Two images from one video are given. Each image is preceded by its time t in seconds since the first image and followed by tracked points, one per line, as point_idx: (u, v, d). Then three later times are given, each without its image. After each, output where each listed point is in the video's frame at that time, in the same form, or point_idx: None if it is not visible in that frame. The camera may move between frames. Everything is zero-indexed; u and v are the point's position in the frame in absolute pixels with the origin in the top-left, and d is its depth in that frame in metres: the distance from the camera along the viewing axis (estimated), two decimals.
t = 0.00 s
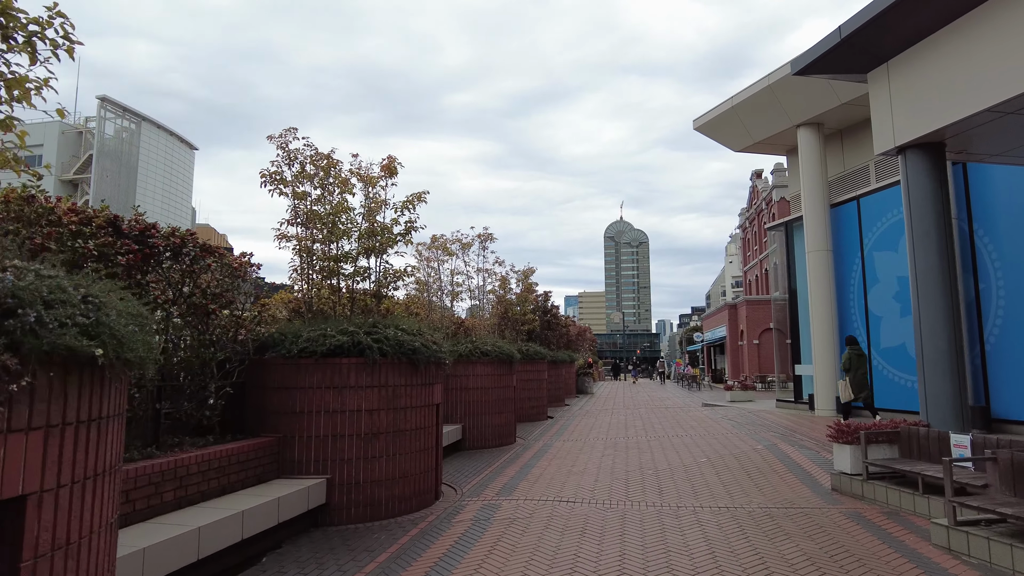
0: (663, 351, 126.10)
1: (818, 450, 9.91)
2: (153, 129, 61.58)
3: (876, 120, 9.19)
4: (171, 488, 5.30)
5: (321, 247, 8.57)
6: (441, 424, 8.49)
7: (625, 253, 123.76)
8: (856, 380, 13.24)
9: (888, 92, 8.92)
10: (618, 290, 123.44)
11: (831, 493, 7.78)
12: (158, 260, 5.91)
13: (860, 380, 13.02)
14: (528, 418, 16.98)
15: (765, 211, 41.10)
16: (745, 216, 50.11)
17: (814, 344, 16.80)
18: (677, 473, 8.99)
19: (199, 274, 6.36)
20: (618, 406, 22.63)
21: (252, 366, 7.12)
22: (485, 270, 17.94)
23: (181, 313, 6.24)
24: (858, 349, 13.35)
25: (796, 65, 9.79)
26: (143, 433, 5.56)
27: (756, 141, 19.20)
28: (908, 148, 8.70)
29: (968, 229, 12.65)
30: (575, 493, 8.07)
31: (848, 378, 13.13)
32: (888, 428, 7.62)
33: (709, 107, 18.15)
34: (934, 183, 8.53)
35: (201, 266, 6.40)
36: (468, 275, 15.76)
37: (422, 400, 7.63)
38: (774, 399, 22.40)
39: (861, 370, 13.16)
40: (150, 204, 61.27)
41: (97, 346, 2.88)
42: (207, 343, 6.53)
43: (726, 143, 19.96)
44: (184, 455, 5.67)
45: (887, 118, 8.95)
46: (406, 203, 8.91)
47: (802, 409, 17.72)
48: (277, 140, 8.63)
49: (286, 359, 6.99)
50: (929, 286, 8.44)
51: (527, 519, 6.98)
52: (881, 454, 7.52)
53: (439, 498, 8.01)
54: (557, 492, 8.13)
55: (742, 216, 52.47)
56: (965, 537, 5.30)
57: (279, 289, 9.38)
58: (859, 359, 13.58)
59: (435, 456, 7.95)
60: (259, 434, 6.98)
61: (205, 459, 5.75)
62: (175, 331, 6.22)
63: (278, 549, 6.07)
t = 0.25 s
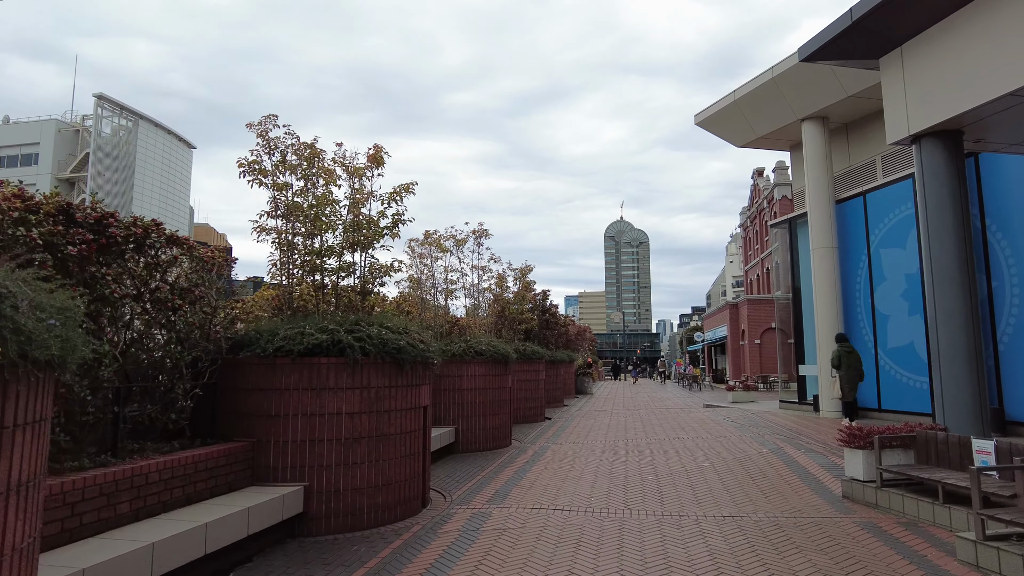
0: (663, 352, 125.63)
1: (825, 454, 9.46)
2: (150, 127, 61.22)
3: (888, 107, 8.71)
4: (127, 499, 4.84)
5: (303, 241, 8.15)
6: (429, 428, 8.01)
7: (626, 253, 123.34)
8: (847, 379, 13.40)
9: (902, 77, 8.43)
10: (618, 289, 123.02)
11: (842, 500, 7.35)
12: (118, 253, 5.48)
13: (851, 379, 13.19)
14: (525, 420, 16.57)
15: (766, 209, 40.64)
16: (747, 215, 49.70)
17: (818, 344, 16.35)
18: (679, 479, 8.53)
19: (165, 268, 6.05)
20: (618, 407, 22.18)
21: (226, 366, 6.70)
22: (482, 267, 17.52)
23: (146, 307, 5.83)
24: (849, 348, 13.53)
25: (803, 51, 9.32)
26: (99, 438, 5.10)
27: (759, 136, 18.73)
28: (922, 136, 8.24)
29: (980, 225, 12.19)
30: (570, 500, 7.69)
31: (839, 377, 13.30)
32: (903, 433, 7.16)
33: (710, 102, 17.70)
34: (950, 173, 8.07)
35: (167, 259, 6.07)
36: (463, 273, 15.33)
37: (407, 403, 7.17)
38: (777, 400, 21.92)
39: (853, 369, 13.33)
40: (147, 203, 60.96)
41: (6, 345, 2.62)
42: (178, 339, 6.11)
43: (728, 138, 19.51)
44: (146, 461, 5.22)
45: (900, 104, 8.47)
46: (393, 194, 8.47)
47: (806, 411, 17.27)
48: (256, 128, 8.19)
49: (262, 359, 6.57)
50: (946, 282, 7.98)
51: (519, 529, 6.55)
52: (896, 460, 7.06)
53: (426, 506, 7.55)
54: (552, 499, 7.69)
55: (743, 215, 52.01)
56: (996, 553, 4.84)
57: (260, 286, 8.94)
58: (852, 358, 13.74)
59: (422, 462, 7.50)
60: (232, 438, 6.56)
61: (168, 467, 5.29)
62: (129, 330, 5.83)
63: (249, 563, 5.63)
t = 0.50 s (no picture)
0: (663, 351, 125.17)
1: (832, 458, 9.00)
2: (146, 125, 60.87)
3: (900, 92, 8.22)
4: (66, 517, 4.34)
5: (280, 234, 7.71)
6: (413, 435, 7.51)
7: (625, 251, 122.90)
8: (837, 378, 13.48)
9: (916, 60, 7.93)
10: (618, 288, 122.59)
11: (852, 509, 6.89)
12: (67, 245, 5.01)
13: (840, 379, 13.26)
14: (520, 421, 16.12)
15: (767, 206, 40.24)
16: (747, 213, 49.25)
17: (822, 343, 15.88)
18: (678, 486, 8.08)
19: (123, 262, 5.52)
20: (616, 408, 21.69)
21: (192, 368, 6.25)
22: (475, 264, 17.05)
23: (102, 309, 5.33)
24: (839, 348, 13.64)
25: (809, 34, 8.84)
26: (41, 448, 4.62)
27: (761, 129, 18.25)
28: (937, 122, 7.76)
29: (991, 218, 11.69)
30: (563, 509, 7.26)
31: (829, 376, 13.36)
32: (919, 438, 6.68)
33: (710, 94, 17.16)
34: (966, 161, 7.60)
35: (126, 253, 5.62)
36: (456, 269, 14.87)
37: (387, 407, 6.69)
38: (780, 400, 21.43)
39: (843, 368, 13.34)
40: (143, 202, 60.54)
41: None
42: (136, 340, 5.67)
43: (729, 132, 19.04)
44: (93, 472, 4.73)
45: (913, 89, 7.97)
46: (375, 184, 8.01)
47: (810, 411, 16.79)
48: (228, 112, 7.71)
49: (229, 360, 6.10)
50: (962, 277, 7.49)
51: (506, 545, 6.04)
52: (911, 468, 6.58)
53: (409, 516, 7.08)
54: (543, 510, 7.20)
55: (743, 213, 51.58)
56: None
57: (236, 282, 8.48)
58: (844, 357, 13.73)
59: (404, 470, 7.02)
60: (197, 445, 6.08)
61: (119, 479, 4.80)
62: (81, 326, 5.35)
63: None
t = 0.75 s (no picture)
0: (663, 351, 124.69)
1: (843, 464, 8.54)
2: (143, 125, 60.47)
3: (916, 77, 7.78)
4: (3, 533, 3.89)
5: (259, 226, 7.28)
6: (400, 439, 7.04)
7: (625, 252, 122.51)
8: (830, 377, 13.55)
9: (934, 41, 7.50)
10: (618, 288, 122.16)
11: (869, 518, 6.45)
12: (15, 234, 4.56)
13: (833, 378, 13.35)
14: (518, 423, 15.67)
15: (767, 206, 39.85)
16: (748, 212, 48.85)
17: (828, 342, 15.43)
18: (683, 493, 7.65)
19: (81, 253, 5.07)
20: (617, 409, 21.22)
21: (160, 368, 5.81)
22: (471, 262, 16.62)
23: (57, 304, 4.88)
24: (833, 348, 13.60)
25: (818, 18, 8.41)
26: None
27: (764, 124, 17.81)
28: (958, 107, 7.32)
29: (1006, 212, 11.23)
30: (560, 517, 6.83)
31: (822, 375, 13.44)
32: (940, 443, 6.27)
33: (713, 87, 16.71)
34: (988, 148, 7.16)
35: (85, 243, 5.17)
36: (450, 268, 14.44)
37: (371, 410, 6.24)
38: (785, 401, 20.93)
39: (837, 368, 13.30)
40: (140, 202, 60.13)
41: None
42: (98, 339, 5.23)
43: (731, 127, 18.60)
44: (39, 483, 4.28)
45: (931, 72, 7.54)
46: (360, 174, 7.57)
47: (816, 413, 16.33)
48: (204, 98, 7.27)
49: (199, 359, 5.67)
50: (984, 270, 7.06)
51: (499, 558, 5.59)
52: (933, 475, 6.14)
53: (396, 527, 6.63)
54: (539, 519, 6.74)
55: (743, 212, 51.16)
56: None
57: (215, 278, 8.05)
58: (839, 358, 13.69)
59: (390, 477, 6.58)
60: (165, 451, 5.64)
61: (68, 490, 4.34)
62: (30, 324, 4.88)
63: None
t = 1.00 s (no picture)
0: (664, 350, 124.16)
1: (861, 468, 8.06)
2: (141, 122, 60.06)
3: (945, 57, 7.30)
4: None
5: (240, 214, 6.82)
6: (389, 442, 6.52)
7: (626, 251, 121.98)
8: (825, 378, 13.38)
9: (964, 17, 7.02)
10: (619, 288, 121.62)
11: (895, 528, 5.97)
12: None
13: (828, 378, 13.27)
14: (517, 423, 15.22)
15: (771, 203, 39.34)
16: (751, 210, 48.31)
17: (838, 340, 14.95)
18: (692, 498, 7.20)
19: (34, 238, 4.60)
20: (619, 409, 20.76)
21: (126, 364, 5.32)
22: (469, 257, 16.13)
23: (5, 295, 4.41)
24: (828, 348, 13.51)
25: None
26: None
27: (771, 116, 17.31)
28: (990, 86, 6.82)
29: None
30: (560, 526, 6.36)
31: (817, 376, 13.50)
32: (973, 448, 5.75)
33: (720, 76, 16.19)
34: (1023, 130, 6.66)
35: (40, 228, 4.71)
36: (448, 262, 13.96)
37: (355, 412, 5.73)
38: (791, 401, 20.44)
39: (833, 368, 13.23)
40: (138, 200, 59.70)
41: None
42: (54, 332, 4.77)
43: (737, 120, 18.10)
44: None
45: (961, 50, 7.05)
46: (348, 157, 7.10)
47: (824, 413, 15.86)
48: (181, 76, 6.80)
49: (167, 356, 5.18)
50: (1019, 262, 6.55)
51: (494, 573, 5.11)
52: (966, 483, 5.64)
53: (382, 537, 6.14)
54: (538, 529, 6.26)
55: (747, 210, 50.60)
56: None
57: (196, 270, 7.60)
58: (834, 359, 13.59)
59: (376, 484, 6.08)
60: (130, 455, 5.15)
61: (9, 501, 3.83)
62: None
63: None
